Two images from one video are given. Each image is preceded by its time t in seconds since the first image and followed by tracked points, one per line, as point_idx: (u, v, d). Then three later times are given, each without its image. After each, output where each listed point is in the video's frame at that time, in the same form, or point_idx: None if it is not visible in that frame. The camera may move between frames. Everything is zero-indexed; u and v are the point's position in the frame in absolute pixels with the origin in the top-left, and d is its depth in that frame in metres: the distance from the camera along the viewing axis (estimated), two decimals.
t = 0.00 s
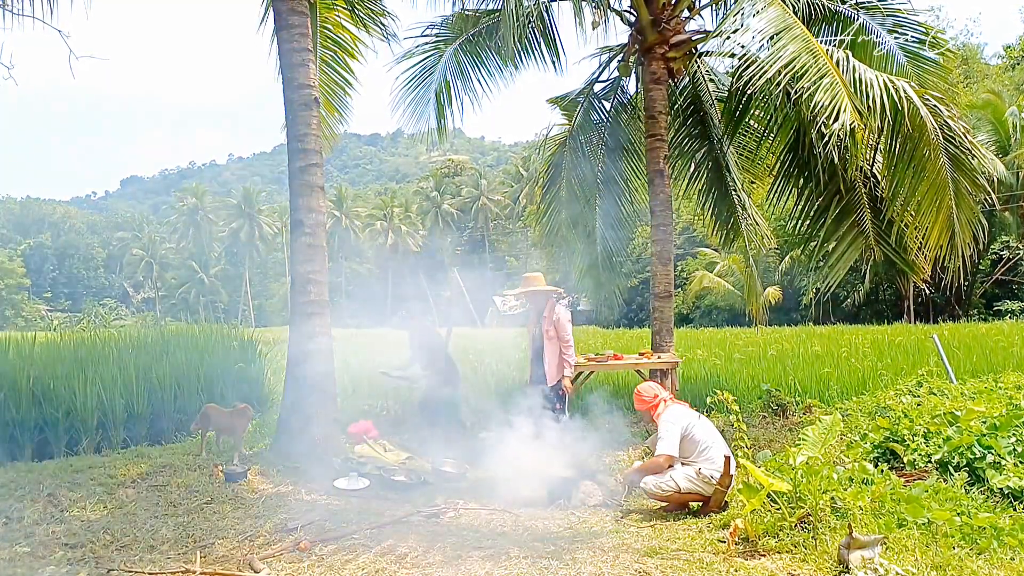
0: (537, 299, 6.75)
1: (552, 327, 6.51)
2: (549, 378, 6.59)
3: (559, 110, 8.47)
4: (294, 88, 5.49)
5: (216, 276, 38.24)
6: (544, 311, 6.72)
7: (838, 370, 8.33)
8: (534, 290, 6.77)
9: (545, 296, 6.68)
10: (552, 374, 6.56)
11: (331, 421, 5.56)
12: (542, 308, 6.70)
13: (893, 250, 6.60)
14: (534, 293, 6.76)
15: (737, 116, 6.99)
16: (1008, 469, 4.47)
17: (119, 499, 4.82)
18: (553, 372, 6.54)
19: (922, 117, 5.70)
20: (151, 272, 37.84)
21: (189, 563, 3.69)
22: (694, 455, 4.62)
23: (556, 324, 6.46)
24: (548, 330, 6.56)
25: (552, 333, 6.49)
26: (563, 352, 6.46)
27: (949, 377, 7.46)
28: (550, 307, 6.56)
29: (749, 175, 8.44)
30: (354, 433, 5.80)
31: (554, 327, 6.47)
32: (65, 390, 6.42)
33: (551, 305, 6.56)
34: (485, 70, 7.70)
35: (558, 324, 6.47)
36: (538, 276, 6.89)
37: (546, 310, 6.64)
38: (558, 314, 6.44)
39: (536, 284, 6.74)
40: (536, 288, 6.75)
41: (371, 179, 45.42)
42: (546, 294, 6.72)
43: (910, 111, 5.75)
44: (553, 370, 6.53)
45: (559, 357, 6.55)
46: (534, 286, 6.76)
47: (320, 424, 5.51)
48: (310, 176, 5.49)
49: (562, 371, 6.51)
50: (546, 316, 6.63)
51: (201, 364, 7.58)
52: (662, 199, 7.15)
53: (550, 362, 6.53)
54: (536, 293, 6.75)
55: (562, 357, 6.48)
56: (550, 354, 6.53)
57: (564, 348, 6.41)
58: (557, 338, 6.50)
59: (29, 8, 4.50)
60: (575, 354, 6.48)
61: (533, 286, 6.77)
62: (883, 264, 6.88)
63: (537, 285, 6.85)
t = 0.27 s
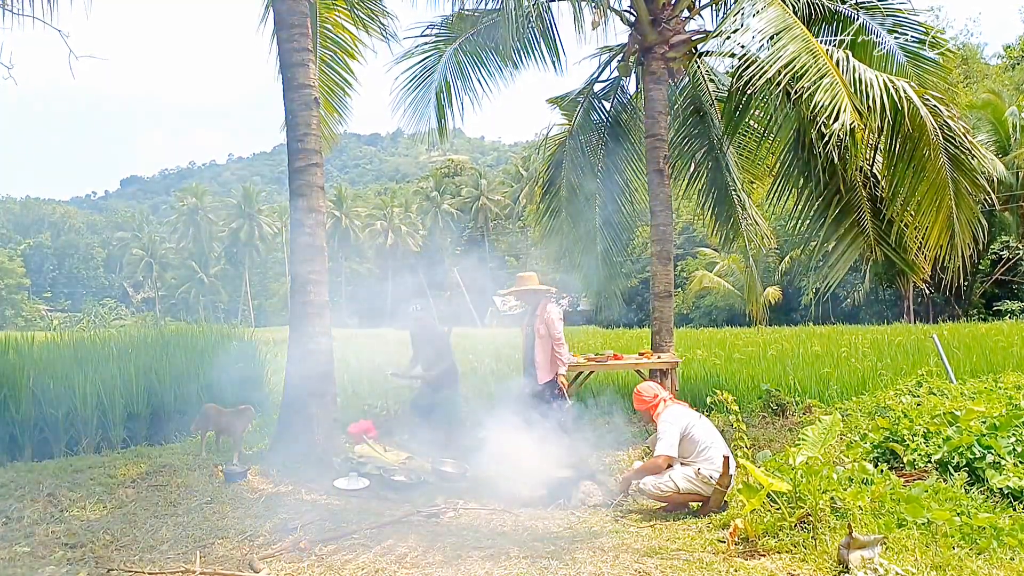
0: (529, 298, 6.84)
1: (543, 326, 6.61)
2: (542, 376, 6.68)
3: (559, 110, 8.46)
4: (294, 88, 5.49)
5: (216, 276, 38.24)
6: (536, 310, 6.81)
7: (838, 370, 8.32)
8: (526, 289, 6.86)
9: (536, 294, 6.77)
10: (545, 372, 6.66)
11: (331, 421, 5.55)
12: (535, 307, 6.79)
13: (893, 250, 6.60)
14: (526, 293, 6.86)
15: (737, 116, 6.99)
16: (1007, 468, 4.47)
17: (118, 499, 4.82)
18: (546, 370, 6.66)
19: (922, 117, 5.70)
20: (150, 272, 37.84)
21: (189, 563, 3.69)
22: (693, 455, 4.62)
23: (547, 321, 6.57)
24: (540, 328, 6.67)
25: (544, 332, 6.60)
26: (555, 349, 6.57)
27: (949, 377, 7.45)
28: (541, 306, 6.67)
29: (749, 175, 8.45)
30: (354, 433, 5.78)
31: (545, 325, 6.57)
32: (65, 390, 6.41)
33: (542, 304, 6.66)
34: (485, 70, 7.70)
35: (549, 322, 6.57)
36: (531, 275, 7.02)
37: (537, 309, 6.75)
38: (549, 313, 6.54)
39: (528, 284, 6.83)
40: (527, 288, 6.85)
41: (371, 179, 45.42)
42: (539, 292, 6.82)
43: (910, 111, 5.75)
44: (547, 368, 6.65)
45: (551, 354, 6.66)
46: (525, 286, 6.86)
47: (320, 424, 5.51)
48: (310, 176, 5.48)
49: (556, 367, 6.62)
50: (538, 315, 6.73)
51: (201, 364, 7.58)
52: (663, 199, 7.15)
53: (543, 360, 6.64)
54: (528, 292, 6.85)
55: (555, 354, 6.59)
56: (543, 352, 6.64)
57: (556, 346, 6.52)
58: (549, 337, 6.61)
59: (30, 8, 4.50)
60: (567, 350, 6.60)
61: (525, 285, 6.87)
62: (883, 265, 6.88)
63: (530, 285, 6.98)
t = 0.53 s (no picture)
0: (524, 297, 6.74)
1: (540, 324, 6.52)
2: (537, 375, 6.56)
3: (559, 110, 8.46)
4: (293, 88, 5.49)
5: (216, 276, 38.24)
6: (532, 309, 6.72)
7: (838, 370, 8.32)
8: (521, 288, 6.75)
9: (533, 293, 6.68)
10: (540, 371, 6.54)
11: (331, 421, 5.55)
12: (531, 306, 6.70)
13: (893, 250, 6.60)
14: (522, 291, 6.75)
15: (738, 116, 6.99)
16: (1008, 469, 4.47)
17: (119, 499, 4.82)
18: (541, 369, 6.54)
19: (922, 117, 5.70)
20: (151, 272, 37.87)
21: (189, 563, 3.69)
22: (692, 456, 4.62)
23: (543, 319, 6.50)
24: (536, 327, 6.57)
25: (541, 330, 6.51)
26: (551, 347, 6.49)
27: (949, 377, 7.45)
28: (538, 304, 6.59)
29: (749, 175, 8.45)
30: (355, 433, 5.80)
31: (542, 324, 6.49)
32: (64, 390, 6.40)
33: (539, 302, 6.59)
34: (485, 70, 7.70)
35: (547, 320, 6.49)
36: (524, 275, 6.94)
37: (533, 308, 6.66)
38: (547, 311, 6.47)
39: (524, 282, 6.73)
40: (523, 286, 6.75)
41: (371, 179, 45.41)
42: (535, 292, 6.76)
43: (910, 111, 5.75)
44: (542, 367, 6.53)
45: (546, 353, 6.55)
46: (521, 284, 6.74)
47: (320, 424, 5.51)
48: (310, 177, 5.49)
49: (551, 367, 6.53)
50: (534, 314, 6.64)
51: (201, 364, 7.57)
52: (663, 199, 7.15)
53: (538, 359, 6.52)
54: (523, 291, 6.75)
55: (550, 353, 6.50)
56: (538, 351, 6.51)
57: (553, 344, 6.44)
58: (546, 335, 6.52)
59: (29, 8, 4.51)
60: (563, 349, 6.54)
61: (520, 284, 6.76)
62: (884, 265, 6.88)
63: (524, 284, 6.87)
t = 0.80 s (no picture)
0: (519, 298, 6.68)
1: (538, 323, 6.46)
2: (538, 374, 6.47)
3: (559, 110, 8.47)
4: (293, 88, 5.49)
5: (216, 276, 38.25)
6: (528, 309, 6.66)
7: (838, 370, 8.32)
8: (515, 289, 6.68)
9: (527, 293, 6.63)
10: (541, 370, 6.46)
11: (330, 422, 5.55)
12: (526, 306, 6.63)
13: (893, 250, 6.61)
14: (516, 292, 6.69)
15: (738, 116, 6.99)
16: (1008, 469, 4.47)
17: (119, 499, 4.82)
18: (542, 368, 6.46)
19: (922, 116, 5.70)
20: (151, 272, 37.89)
21: (189, 563, 3.69)
22: (691, 456, 4.62)
23: (541, 318, 6.43)
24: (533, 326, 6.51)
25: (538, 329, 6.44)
26: (551, 345, 6.41)
27: (949, 377, 7.45)
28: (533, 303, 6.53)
29: (749, 175, 8.45)
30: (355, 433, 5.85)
31: (540, 322, 6.43)
32: (64, 389, 6.42)
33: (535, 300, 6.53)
34: (485, 70, 7.70)
35: (544, 318, 6.43)
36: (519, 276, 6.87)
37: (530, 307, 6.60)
38: (543, 309, 6.41)
39: (519, 283, 6.66)
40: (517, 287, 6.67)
41: (370, 179, 45.41)
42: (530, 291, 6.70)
43: (910, 111, 5.75)
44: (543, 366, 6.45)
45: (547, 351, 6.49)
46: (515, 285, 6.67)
47: (320, 425, 5.50)
48: (310, 176, 5.49)
49: (552, 364, 6.46)
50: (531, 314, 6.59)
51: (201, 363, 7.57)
52: (663, 199, 7.15)
53: (539, 357, 6.44)
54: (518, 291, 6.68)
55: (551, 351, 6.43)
56: (537, 350, 6.44)
57: (552, 342, 6.38)
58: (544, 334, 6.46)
59: (29, 8, 4.51)
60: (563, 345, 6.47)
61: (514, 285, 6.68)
62: (884, 264, 6.88)
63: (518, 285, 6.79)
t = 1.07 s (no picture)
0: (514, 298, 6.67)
1: (536, 322, 6.53)
2: (538, 372, 6.47)
3: (559, 110, 8.46)
4: (293, 88, 5.49)
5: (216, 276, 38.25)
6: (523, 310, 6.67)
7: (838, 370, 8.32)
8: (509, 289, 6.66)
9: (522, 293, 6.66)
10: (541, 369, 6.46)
11: (330, 422, 5.55)
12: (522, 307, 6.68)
13: (893, 250, 6.61)
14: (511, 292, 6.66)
15: (738, 116, 6.99)
16: (1008, 469, 4.47)
17: (119, 499, 4.82)
18: (542, 367, 6.48)
19: (922, 117, 5.70)
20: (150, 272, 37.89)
21: (189, 564, 3.69)
22: (690, 456, 4.62)
23: (539, 316, 6.52)
24: (531, 326, 6.56)
25: (537, 328, 6.50)
26: (550, 343, 6.47)
27: (949, 377, 7.45)
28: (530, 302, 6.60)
29: (749, 176, 8.45)
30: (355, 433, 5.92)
31: (539, 320, 6.51)
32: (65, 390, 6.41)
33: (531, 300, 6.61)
34: (485, 70, 7.70)
35: (542, 317, 6.53)
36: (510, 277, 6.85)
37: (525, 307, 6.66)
38: (541, 308, 6.51)
39: (514, 283, 6.66)
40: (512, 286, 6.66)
41: (370, 179, 45.40)
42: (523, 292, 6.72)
43: (910, 111, 5.74)
44: (543, 365, 6.47)
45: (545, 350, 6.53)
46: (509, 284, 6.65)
47: (320, 425, 5.50)
48: (311, 176, 5.49)
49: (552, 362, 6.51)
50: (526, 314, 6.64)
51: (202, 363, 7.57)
52: (663, 199, 7.15)
53: (539, 356, 6.46)
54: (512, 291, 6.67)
55: (549, 349, 6.48)
56: (537, 349, 6.47)
57: (552, 340, 6.44)
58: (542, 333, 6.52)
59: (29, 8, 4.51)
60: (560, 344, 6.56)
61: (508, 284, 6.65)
62: (884, 264, 6.88)
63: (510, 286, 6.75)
